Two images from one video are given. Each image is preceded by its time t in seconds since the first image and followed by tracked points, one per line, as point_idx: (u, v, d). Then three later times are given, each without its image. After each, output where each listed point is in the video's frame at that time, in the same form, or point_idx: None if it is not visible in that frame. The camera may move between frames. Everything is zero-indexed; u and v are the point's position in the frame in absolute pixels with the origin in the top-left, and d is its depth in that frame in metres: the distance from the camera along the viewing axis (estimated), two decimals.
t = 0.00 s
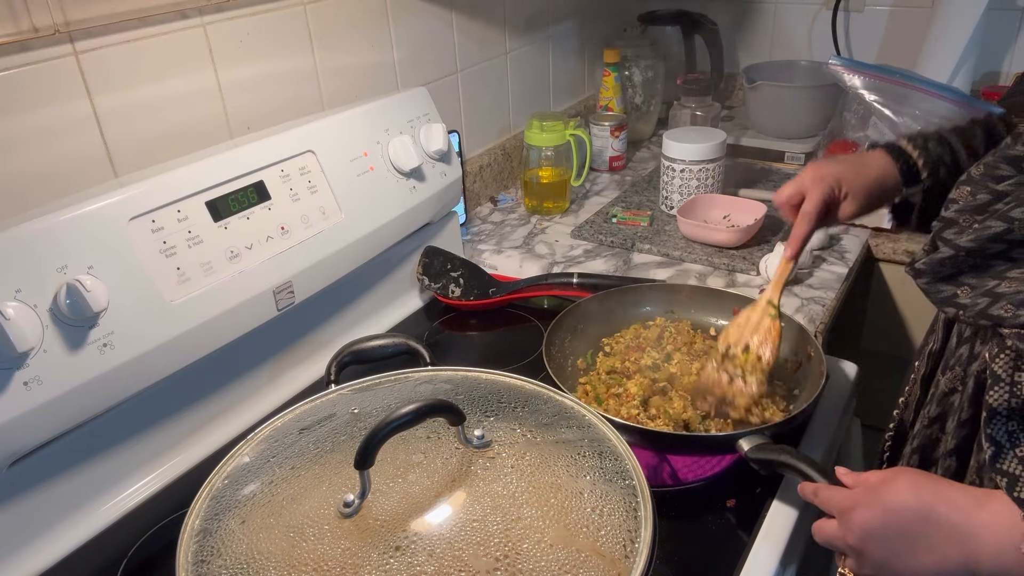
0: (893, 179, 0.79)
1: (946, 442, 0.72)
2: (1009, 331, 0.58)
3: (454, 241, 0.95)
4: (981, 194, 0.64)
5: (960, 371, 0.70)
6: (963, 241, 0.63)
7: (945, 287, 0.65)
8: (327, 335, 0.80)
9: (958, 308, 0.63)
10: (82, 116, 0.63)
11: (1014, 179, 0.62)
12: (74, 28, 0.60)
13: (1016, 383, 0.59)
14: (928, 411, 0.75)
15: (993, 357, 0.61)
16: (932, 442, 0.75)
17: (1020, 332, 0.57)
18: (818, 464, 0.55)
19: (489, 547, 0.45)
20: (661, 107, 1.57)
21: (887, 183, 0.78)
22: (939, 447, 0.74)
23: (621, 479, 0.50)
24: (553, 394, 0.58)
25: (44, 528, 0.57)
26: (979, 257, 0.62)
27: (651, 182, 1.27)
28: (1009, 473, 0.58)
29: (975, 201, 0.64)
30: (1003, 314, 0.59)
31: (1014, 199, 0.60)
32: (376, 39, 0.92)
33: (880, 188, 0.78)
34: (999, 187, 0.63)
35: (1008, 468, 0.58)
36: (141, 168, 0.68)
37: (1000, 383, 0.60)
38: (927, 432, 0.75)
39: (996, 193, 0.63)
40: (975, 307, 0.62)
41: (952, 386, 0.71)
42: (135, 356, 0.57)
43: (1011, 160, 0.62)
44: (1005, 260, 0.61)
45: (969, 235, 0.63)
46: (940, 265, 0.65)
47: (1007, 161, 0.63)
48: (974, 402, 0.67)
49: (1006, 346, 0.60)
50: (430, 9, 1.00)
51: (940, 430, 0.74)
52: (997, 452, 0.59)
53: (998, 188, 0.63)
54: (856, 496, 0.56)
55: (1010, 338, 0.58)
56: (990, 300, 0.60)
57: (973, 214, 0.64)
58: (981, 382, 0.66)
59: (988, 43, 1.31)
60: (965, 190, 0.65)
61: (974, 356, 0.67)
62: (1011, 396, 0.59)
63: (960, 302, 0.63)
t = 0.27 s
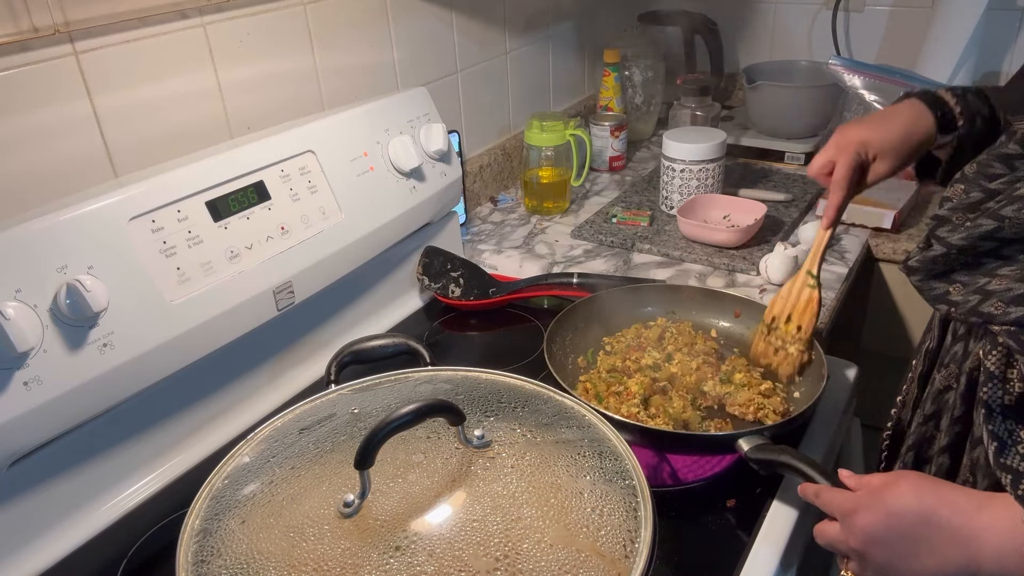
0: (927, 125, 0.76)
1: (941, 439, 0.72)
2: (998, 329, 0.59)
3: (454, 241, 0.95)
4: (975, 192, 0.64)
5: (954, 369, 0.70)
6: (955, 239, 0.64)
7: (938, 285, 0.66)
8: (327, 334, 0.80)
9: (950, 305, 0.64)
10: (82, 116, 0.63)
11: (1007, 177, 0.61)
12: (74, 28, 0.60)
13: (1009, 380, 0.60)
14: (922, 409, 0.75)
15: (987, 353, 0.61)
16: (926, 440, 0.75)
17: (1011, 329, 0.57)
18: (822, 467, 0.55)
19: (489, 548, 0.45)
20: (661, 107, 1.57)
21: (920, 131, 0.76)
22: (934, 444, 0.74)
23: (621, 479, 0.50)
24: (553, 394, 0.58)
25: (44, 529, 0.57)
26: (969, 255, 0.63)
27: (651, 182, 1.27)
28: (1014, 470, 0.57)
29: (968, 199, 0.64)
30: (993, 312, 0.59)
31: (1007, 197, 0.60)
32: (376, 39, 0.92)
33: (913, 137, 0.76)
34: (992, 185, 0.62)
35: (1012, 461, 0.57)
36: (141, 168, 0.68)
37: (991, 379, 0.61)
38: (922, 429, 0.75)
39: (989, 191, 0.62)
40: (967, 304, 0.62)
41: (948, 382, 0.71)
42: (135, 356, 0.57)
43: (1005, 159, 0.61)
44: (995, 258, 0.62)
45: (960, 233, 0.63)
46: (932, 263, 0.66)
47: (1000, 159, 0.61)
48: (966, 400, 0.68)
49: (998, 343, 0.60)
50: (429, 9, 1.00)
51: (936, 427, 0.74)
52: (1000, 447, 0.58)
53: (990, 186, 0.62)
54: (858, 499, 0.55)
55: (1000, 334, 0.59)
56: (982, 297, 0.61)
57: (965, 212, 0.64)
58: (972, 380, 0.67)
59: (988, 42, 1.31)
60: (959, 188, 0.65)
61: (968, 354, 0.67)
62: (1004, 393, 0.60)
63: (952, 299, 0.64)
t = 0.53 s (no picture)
0: (876, 211, 0.74)
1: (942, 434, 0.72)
2: (1003, 326, 0.59)
3: (454, 241, 0.95)
4: (977, 191, 0.64)
5: (954, 366, 0.70)
6: (958, 237, 0.63)
7: (942, 284, 0.64)
8: (327, 334, 0.80)
9: (953, 304, 0.63)
10: (82, 116, 0.63)
11: (1009, 176, 0.62)
12: (74, 28, 0.60)
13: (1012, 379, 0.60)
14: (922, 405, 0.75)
15: (990, 352, 0.61)
16: (926, 434, 0.75)
17: (1015, 327, 0.58)
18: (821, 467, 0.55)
19: (490, 547, 0.45)
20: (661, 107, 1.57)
21: (869, 216, 0.74)
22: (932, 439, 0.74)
23: (621, 479, 0.50)
24: (553, 394, 0.58)
25: (43, 529, 0.57)
26: (974, 253, 0.62)
27: (651, 182, 1.27)
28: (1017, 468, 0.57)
29: (970, 197, 0.64)
30: (996, 309, 0.59)
31: (1010, 194, 0.61)
32: (376, 39, 0.92)
33: (862, 220, 0.74)
34: (993, 184, 0.63)
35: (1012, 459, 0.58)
36: (141, 168, 0.68)
37: (994, 378, 0.60)
38: (921, 425, 0.75)
39: (992, 189, 0.63)
40: (971, 302, 0.61)
41: (948, 379, 0.71)
42: (135, 356, 0.57)
43: (1008, 157, 0.62)
44: (999, 256, 0.61)
45: (961, 232, 0.62)
46: (935, 262, 0.64)
47: (1003, 158, 0.63)
48: (967, 397, 0.68)
49: (1001, 341, 0.60)
50: (429, 9, 1.00)
51: (934, 423, 0.74)
52: (1002, 445, 0.59)
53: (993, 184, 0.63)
54: (859, 498, 0.56)
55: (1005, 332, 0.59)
56: (985, 295, 0.60)
57: (968, 209, 0.64)
58: (975, 377, 0.67)
59: (988, 42, 1.31)
60: (961, 187, 0.65)
61: (969, 350, 0.68)
62: (1008, 391, 0.60)
63: (955, 298, 0.63)
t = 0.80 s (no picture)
0: (864, 218, 0.72)
1: (944, 435, 0.73)
2: (1004, 326, 0.59)
3: (454, 241, 0.95)
4: (978, 189, 0.64)
5: (955, 366, 0.70)
6: (960, 235, 0.62)
7: (941, 281, 0.64)
8: (327, 334, 0.80)
9: (954, 302, 0.63)
10: (82, 116, 0.63)
11: (1010, 174, 0.62)
12: (74, 28, 0.60)
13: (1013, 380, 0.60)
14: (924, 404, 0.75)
15: (992, 351, 0.61)
16: (930, 435, 0.75)
17: (1017, 327, 0.58)
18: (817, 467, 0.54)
19: (489, 547, 0.45)
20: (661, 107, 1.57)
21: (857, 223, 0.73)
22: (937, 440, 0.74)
23: (621, 479, 0.50)
24: (553, 395, 0.58)
25: (43, 529, 0.57)
26: (975, 251, 0.61)
27: (651, 182, 1.27)
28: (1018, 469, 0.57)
29: (972, 196, 0.64)
30: (997, 308, 0.59)
31: (1011, 193, 0.61)
32: (376, 39, 0.92)
33: (848, 225, 0.73)
34: (994, 182, 0.63)
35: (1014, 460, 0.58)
36: (141, 168, 0.68)
37: (995, 378, 0.60)
38: (923, 425, 0.75)
39: (993, 187, 0.63)
40: (971, 301, 0.61)
41: (949, 379, 0.71)
42: (135, 356, 0.57)
43: (1008, 155, 0.62)
44: (1000, 254, 0.61)
45: (962, 230, 0.62)
46: (936, 260, 0.64)
47: (1003, 156, 0.63)
48: (969, 397, 0.68)
49: (1002, 340, 0.60)
50: (429, 9, 1.00)
51: (937, 423, 0.74)
52: (1004, 446, 0.59)
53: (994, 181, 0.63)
54: (861, 498, 0.56)
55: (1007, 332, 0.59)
56: (986, 294, 0.60)
57: (969, 208, 0.64)
58: (977, 377, 0.67)
59: (988, 43, 1.31)
60: (962, 185, 0.65)
61: (970, 350, 0.68)
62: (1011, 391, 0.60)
63: (955, 296, 0.63)
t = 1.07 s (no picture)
0: (897, 201, 0.76)
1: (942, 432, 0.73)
2: (1004, 326, 0.58)
3: (454, 241, 0.95)
4: (985, 185, 0.64)
5: (956, 362, 0.70)
6: (963, 233, 0.62)
7: (943, 278, 0.64)
8: (327, 334, 0.80)
9: (956, 300, 0.62)
10: (82, 116, 0.63)
11: (1016, 172, 0.63)
12: (74, 28, 0.60)
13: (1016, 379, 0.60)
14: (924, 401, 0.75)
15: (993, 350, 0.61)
16: (926, 432, 0.75)
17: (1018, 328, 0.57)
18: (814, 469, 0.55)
19: (490, 547, 0.45)
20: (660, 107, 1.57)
21: (892, 205, 0.76)
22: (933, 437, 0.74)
23: (621, 479, 0.50)
24: (553, 394, 0.58)
25: (43, 529, 0.57)
26: (978, 250, 0.61)
27: (651, 182, 1.27)
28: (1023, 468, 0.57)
29: (978, 192, 0.64)
30: (999, 308, 0.58)
31: (1015, 192, 0.61)
32: (376, 39, 0.92)
33: (885, 209, 0.76)
34: (1001, 179, 0.63)
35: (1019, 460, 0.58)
36: (141, 168, 0.68)
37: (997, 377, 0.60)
38: (922, 422, 0.75)
39: (1000, 184, 0.63)
40: (973, 300, 0.61)
41: (949, 376, 0.71)
42: (135, 356, 0.57)
43: (1017, 152, 0.63)
44: (1003, 253, 0.60)
45: (967, 228, 0.62)
46: (938, 257, 0.64)
47: (1013, 153, 0.64)
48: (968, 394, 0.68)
49: (1003, 340, 0.60)
50: (429, 9, 1.00)
51: (935, 420, 0.74)
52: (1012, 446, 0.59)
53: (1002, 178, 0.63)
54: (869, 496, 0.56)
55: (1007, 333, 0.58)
56: (988, 293, 0.60)
57: (975, 204, 0.64)
58: (975, 374, 0.67)
59: (988, 43, 1.31)
60: (970, 180, 0.66)
61: (970, 347, 0.68)
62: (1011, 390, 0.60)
63: (958, 294, 0.62)
